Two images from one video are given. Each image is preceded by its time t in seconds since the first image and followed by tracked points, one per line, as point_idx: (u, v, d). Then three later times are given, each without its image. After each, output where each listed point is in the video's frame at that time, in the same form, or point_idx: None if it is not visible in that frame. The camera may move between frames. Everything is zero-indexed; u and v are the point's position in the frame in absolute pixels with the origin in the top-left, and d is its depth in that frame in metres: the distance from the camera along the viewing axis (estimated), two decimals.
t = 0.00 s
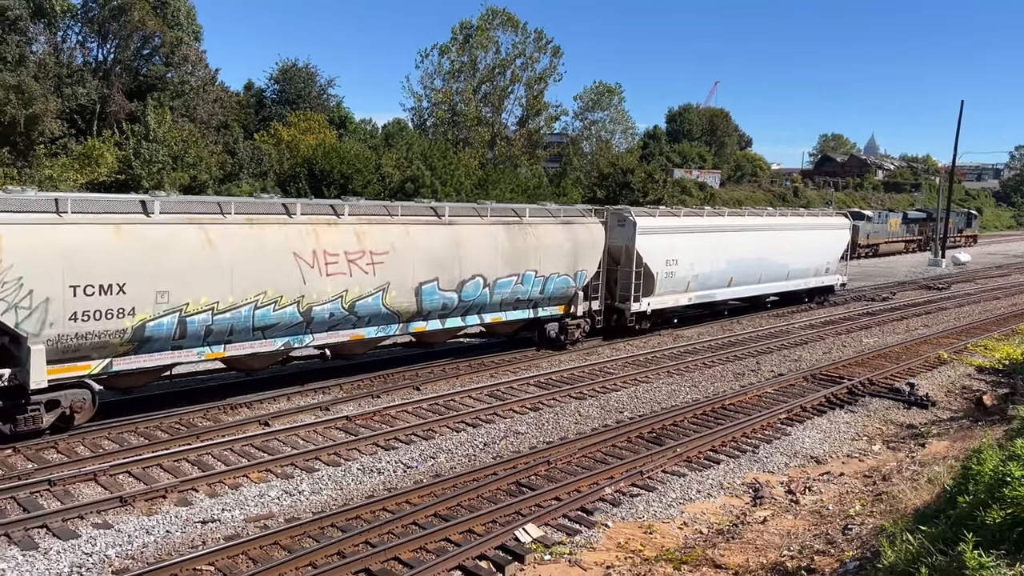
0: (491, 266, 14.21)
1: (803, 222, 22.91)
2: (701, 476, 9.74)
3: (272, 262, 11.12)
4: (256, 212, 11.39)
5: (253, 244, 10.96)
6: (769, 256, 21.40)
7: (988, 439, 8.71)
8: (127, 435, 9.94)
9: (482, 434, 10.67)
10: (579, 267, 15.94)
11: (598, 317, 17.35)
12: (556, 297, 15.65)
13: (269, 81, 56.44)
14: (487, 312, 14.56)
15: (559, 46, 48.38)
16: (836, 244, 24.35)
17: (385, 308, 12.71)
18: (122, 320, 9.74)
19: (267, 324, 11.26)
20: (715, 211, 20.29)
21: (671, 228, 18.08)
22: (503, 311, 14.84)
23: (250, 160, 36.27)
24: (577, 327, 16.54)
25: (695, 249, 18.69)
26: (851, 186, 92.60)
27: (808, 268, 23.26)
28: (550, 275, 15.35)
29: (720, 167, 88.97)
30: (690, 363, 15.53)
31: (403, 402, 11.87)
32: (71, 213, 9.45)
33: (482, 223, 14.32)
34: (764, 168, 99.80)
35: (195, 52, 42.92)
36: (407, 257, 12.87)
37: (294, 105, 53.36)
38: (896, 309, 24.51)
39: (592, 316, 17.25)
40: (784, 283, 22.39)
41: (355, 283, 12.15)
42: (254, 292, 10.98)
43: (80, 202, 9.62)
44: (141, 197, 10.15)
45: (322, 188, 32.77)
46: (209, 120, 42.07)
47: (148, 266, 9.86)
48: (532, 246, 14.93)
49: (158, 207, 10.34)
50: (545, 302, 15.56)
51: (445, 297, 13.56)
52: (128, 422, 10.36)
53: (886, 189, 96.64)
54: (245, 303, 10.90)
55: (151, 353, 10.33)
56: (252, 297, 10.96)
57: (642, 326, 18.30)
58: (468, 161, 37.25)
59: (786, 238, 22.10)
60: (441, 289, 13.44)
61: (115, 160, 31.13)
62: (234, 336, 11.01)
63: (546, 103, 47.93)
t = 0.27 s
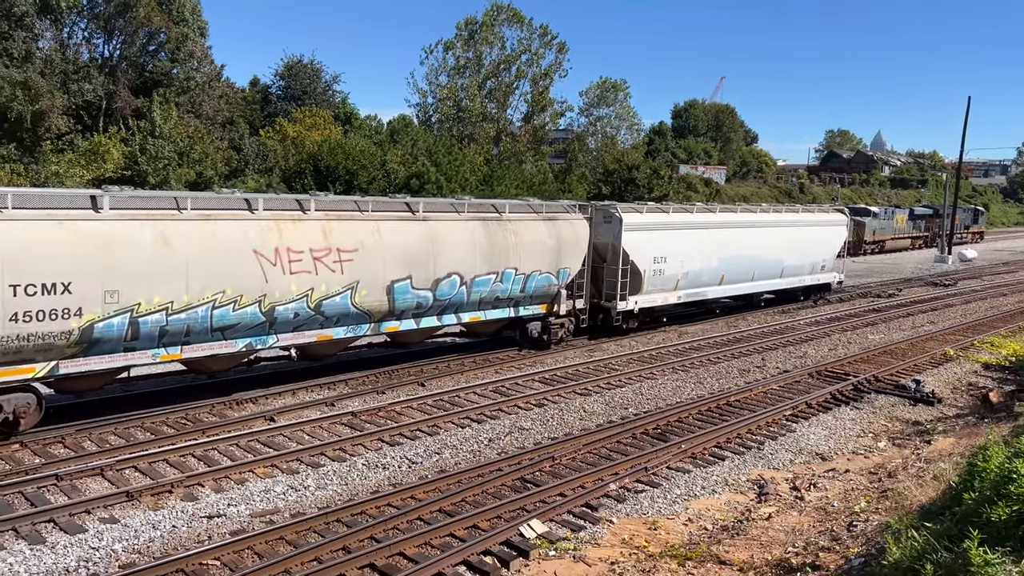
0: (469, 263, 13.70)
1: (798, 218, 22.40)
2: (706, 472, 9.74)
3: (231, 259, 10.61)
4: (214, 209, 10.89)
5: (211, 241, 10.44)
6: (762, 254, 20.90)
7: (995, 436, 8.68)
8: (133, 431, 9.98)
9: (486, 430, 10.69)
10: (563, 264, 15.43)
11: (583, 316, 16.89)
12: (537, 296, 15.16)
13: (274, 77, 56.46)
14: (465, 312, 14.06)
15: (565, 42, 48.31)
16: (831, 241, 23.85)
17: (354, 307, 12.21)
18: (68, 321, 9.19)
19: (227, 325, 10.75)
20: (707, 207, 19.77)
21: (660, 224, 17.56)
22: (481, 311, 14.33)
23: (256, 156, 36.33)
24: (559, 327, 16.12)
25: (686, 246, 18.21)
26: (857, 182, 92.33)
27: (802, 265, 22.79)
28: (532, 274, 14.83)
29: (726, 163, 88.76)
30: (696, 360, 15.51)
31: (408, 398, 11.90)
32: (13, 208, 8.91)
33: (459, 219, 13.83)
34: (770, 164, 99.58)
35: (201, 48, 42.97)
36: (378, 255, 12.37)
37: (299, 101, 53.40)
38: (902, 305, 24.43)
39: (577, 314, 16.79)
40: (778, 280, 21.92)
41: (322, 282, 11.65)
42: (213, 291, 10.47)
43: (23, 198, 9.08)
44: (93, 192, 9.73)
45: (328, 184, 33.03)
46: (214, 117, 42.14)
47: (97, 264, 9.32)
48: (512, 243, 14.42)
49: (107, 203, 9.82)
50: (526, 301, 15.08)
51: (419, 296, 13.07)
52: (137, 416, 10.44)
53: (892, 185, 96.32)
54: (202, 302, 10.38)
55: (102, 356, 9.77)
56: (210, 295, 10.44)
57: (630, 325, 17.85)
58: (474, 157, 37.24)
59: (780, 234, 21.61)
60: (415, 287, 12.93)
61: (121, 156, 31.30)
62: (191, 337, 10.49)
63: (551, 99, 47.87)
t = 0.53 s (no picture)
0: (445, 262, 13.42)
1: (795, 216, 21.96)
2: (713, 469, 9.73)
3: (188, 259, 10.31)
4: (173, 205, 10.56)
5: (166, 240, 10.13)
6: (756, 252, 20.50)
7: (1004, 433, 8.64)
8: (142, 427, 10.04)
9: (493, 427, 10.70)
10: (545, 263, 15.12)
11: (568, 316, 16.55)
12: (519, 294, 14.84)
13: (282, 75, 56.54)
14: (441, 312, 13.76)
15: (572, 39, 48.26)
16: (829, 238, 23.40)
17: (322, 308, 11.93)
18: (13, 324, 8.91)
19: (185, 327, 10.46)
20: (700, 203, 19.38)
21: (650, 222, 17.19)
22: (460, 311, 14.05)
23: (263, 154, 36.40)
24: (545, 327, 15.75)
25: (676, 245, 17.86)
26: (865, 179, 91.96)
27: (799, 263, 22.37)
28: (511, 273, 14.55)
29: (733, 159, 88.46)
30: (703, 357, 15.50)
31: (415, 395, 11.93)
32: None
33: (436, 217, 13.53)
34: (778, 161, 99.24)
35: (208, 46, 43.09)
36: (346, 254, 12.08)
37: (306, 99, 53.49)
38: (912, 302, 24.32)
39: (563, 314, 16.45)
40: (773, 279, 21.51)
41: (286, 282, 11.37)
42: (169, 292, 10.17)
43: None
44: (40, 188, 9.33)
45: (335, 181, 33.33)
46: (223, 114, 42.08)
47: (42, 265, 9.02)
48: (491, 241, 14.13)
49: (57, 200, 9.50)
50: (507, 301, 14.81)
51: (393, 296, 12.82)
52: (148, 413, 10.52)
53: (901, 181, 95.86)
54: (157, 304, 10.08)
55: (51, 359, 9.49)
56: (166, 297, 10.15)
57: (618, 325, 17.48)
58: (481, 154, 37.25)
59: (777, 232, 21.18)
60: (387, 287, 12.68)
61: (130, 154, 31.49)
62: (147, 340, 10.20)
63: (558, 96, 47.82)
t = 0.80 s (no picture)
0: (418, 261, 12.78)
1: (790, 211, 21.40)
2: (719, 465, 9.72)
3: (140, 258, 9.72)
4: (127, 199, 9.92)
5: (117, 237, 9.53)
6: (750, 249, 19.96)
7: (1011, 430, 8.61)
8: (149, 422, 10.08)
9: (499, 423, 10.71)
10: (526, 261, 14.49)
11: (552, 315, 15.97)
12: (498, 294, 14.25)
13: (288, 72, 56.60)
14: (416, 312, 13.17)
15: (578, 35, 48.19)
16: (827, 234, 22.82)
17: (286, 309, 11.35)
18: None
19: (137, 328, 9.90)
20: (691, 200, 18.91)
21: (637, 218, 16.68)
22: (436, 311, 13.45)
23: (269, 151, 36.42)
24: (527, 327, 15.14)
25: (665, 242, 17.38)
26: (872, 174, 91.63)
27: (795, 260, 21.81)
28: (491, 272, 13.92)
29: (740, 156, 88.22)
30: (709, 353, 15.47)
31: (421, 391, 11.95)
32: None
33: (410, 213, 12.80)
34: (785, 157, 98.94)
35: (214, 43, 43.15)
36: (312, 252, 11.46)
37: (312, 95, 53.52)
38: (919, 299, 24.22)
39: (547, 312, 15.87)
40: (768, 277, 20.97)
41: (246, 282, 10.78)
42: (119, 292, 9.60)
43: None
44: None
45: (341, 178, 32.99)
46: (229, 111, 42.11)
47: None
48: (469, 238, 13.47)
49: None
50: (487, 300, 14.20)
51: (362, 296, 12.21)
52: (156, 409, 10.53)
53: (908, 177, 95.43)
54: (106, 305, 9.52)
55: None
56: (115, 297, 9.57)
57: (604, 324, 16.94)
58: (487, 151, 37.23)
59: (771, 228, 20.63)
60: (356, 286, 12.08)
61: (136, 151, 31.35)
62: (96, 342, 9.65)
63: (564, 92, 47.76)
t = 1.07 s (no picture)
0: (392, 262, 12.34)
1: (787, 212, 20.85)
2: (727, 466, 9.70)
3: (91, 260, 9.25)
4: (79, 197, 9.43)
5: (66, 239, 9.06)
6: (745, 250, 19.41)
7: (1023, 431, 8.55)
8: (159, 421, 10.13)
9: (507, 423, 10.71)
10: (507, 262, 14.05)
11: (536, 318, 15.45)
12: (477, 296, 13.78)
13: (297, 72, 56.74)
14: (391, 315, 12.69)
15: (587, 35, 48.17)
16: (824, 235, 22.24)
17: (249, 313, 10.89)
18: None
19: (88, 333, 9.43)
20: (682, 199, 18.34)
21: (625, 219, 16.17)
22: (412, 313, 12.97)
23: (279, 150, 36.51)
24: (508, 331, 14.65)
25: (655, 243, 16.83)
26: (882, 174, 91.23)
27: (792, 262, 21.24)
28: (469, 273, 13.47)
29: (748, 156, 88.00)
30: (717, 353, 15.43)
31: (429, 390, 11.96)
32: None
33: (383, 213, 12.36)
34: (794, 157, 98.59)
35: (224, 43, 43.31)
36: (277, 254, 10.99)
37: (321, 95, 53.65)
38: (929, 299, 24.12)
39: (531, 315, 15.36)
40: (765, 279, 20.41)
41: (205, 285, 10.32)
42: (68, 296, 9.13)
43: None
44: None
45: (350, 178, 33.09)
46: (238, 111, 42.19)
47: None
48: (446, 239, 13.04)
49: None
50: (466, 302, 13.71)
51: (332, 299, 11.73)
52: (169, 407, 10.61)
53: (919, 178, 94.98)
54: (54, 309, 9.05)
55: None
56: (64, 301, 9.11)
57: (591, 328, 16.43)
58: (495, 151, 37.25)
59: (767, 230, 20.09)
60: (325, 289, 11.59)
61: (147, 151, 30.96)
62: (45, 347, 9.20)
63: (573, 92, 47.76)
